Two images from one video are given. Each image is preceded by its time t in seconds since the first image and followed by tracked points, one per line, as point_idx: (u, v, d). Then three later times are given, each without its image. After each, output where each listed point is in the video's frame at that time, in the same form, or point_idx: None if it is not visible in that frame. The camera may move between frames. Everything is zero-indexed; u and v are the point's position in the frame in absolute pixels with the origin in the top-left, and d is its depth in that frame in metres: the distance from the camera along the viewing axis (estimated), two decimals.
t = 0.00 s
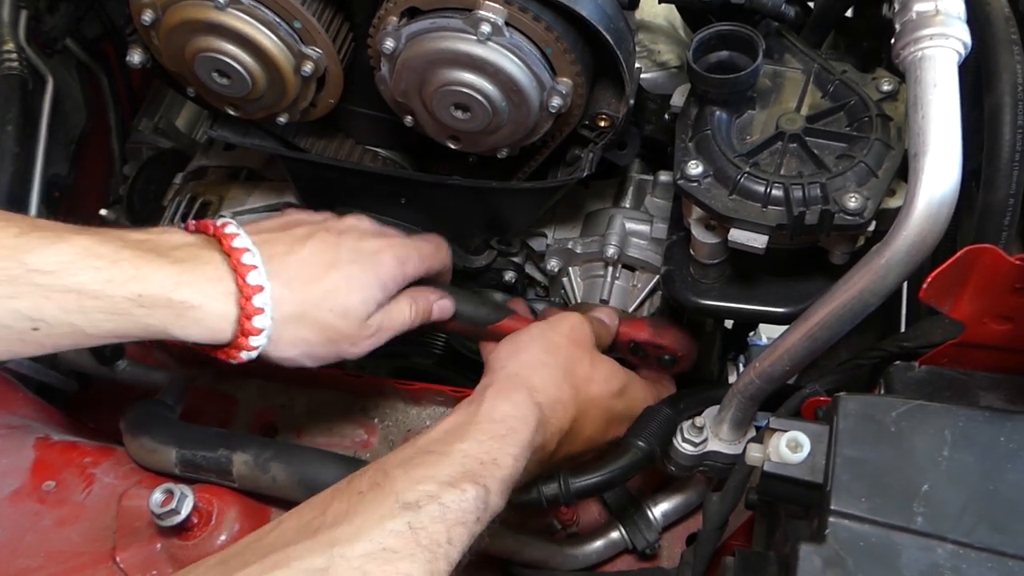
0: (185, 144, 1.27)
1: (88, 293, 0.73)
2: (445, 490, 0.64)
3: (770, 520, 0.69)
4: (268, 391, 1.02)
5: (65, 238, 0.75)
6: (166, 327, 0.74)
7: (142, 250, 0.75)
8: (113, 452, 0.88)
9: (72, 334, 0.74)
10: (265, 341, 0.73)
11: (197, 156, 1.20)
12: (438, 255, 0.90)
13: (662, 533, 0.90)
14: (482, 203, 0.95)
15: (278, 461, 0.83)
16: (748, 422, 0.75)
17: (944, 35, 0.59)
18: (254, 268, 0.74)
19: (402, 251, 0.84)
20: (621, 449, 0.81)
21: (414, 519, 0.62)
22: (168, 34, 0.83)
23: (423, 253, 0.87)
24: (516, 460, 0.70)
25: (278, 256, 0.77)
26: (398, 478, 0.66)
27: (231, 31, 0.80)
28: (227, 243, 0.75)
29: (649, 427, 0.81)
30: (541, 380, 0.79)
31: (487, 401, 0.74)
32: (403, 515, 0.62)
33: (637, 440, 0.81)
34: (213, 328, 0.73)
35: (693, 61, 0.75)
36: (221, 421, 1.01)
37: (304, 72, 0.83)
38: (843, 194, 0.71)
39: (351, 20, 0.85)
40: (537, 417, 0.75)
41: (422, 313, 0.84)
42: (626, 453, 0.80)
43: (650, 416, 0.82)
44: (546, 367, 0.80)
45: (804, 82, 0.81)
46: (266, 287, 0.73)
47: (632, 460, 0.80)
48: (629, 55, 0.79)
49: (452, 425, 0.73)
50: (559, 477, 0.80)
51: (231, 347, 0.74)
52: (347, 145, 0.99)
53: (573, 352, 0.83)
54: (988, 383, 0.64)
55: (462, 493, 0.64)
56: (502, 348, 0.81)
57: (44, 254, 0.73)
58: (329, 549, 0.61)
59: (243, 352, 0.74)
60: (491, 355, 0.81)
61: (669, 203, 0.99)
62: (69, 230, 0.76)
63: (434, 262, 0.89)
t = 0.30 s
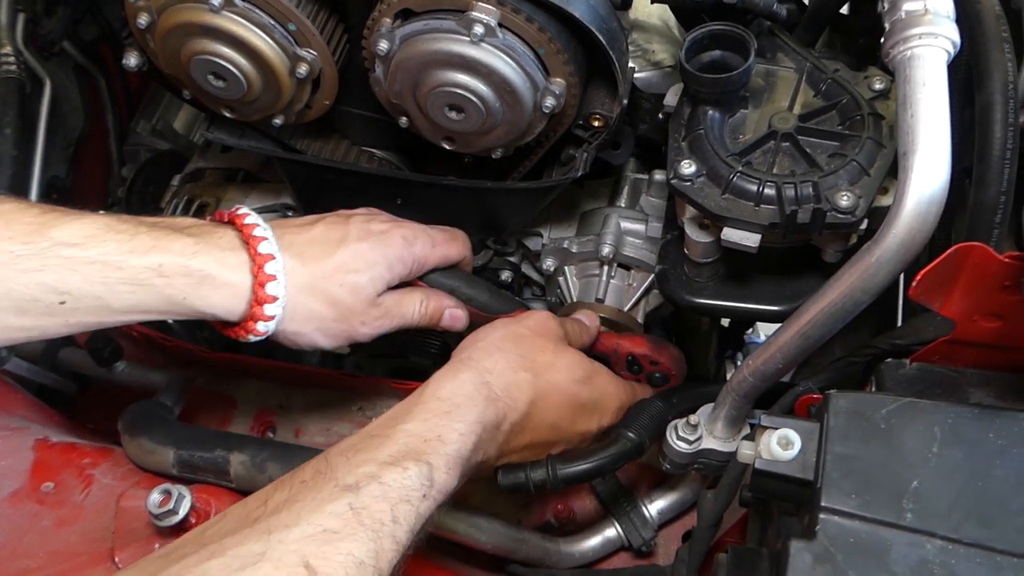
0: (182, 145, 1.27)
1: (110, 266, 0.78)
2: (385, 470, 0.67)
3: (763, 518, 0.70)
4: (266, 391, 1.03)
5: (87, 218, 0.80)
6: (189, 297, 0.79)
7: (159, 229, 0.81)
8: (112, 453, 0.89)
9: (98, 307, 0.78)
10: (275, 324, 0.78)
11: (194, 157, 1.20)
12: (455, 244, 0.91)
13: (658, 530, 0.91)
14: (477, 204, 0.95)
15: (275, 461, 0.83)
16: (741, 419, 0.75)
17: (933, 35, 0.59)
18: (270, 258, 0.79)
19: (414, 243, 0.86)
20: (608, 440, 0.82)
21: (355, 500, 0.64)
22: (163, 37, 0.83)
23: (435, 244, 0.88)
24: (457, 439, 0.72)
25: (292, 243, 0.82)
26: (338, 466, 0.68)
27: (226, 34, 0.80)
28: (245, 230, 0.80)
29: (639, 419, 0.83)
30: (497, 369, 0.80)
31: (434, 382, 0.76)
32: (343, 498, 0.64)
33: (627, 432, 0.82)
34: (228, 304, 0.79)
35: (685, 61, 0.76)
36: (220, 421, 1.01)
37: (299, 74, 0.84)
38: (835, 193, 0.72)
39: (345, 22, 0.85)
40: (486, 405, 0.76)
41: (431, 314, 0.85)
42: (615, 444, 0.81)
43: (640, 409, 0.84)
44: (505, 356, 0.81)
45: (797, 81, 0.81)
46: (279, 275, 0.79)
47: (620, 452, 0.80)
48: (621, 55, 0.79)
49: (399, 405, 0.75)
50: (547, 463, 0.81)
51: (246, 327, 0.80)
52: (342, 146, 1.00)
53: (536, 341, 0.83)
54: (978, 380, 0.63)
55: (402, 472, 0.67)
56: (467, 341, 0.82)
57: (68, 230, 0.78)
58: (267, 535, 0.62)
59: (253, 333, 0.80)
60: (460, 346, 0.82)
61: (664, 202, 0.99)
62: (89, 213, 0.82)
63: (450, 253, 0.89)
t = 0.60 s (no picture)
0: (180, 143, 1.28)
1: (151, 256, 0.78)
2: (344, 456, 0.66)
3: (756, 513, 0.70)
4: (263, 390, 1.04)
5: (132, 207, 0.80)
6: (216, 290, 0.80)
7: (197, 220, 0.82)
8: (108, 450, 0.89)
9: (135, 293, 0.79)
10: (290, 322, 0.81)
11: (191, 155, 1.20)
12: (470, 256, 0.93)
13: (655, 527, 0.91)
14: (472, 200, 0.95)
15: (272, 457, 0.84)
16: (737, 415, 0.75)
17: (926, 31, 0.59)
18: (296, 260, 0.80)
19: (430, 251, 0.87)
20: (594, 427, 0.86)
21: (314, 486, 0.63)
22: (159, 34, 0.83)
23: (450, 253, 0.90)
24: (421, 422, 0.71)
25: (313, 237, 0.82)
26: (302, 454, 0.66)
27: (222, 31, 0.80)
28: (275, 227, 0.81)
29: (626, 409, 0.86)
30: (455, 354, 0.79)
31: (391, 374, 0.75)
32: (303, 484, 0.63)
33: (612, 420, 0.86)
34: (252, 295, 0.80)
35: (680, 57, 0.76)
36: (216, 419, 1.01)
37: (295, 71, 0.84)
38: (830, 189, 0.72)
39: (341, 19, 0.85)
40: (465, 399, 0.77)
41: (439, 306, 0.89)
42: (600, 431, 0.85)
43: (629, 400, 0.88)
44: (462, 341, 0.81)
45: (792, 78, 0.81)
46: (302, 277, 0.80)
47: (604, 438, 0.84)
48: (617, 52, 0.79)
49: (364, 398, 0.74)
50: (529, 447, 0.85)
51: (262, 316, 0.82)
52: (339, 143, 1.00)
53: (486, 327, 0.84)
54: (971, 375, 0.64)
55: (362, 458, 0.66)
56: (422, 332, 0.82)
57: (116, 219, 0.78)
58: (224, 521, 0.61)
59: (268, 323, 0.82)
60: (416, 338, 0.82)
61: (660, 198, 0.99)
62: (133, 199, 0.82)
63: (463, 263, 0.92)
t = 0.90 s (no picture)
0: (179, 144, 1.26)
1: (148, 323, 0.80)
2: (377, 470, 0.68)
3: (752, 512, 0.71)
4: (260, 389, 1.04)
5: (133, 274, 0.81)
6: (208, 354, 0.81)
7: (192, 286, 0.83)
8: (107, 449, 0.89)
9: (128, 356, 0.80)
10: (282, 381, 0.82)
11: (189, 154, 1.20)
12: (455, 276, 0.93)
13: (652, 525, 0.92)
14: (469, 202, 0.96)
15: (270, 457, 0.84)
16: (733, 414, 0.76)
17: (918, 32, 0.59)
18: (283, 324, 0.81)
19: (412, 287, 0.87)
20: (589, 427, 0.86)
21: (346, 497, 0.65)
22: (157, 36, 0.84)
23: (434, 284, 0.90)
24: (447, 445, 0.74)
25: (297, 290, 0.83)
26: (331, 461, 0.68)
27: (219, 32, 0.80)
28: (260, 294, 0.81)
29: (621, 409, 0.87)
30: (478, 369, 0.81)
31: (426, 386, 0.77)
32: (336, 493, 0.65)
33: (606, 420, 0.86)
34: (244, 359, 0.82)
35: (675, 58, 0.76)
36: (213, 419, 1.02)
37: (291, 72, 0.84)
38: (824, 189, 0.72)
39: (338, 20, 0.85)
40: (466, 401, 0.78)
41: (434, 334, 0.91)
42: (594, 429, 0.85)
43: (626, 398, 0.88)
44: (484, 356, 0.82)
45: (787, 78, 0.81)
46: (289, 341, 0.81)
47: (597, 437, 0.84)
48: (612, 53, 0.79)
49: (389, 412, 0.75)
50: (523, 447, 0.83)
51: (258, 376, 0.83)
52: (336, 144, 1.00)
53: (513, 346, 0.86)
54: (964, 374, 0.64)
55: (393, 474, 0.68)
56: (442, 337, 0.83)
57: (118, 285, 0.80)
58: (262, 522, 0.62)
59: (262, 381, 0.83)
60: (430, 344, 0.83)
61: (657, 199, 1.00)
62: (133, 265, 0.83)
63: (449, 286, 0.91)
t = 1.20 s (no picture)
0: (180, 142, 1.24)
1: (165, 333, 0.79)
2: (387, 462, 0.66)
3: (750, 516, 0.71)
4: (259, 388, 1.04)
5: (153, 285, 0.81)
6: (222, 367, 0.81)
7: (208, 299, 0.83)
8: (106, 446, 0.89)
9: (143, 368, 0.80)
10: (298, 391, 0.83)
11: (190, 152, 1.20)
12: (457, 280, 0.94)
13: (650, 527, 0.92)
14: (469, 201, 0.96)
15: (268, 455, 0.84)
16: (732, 416, 0.76)
17: (921, 36, 0.60)
18: (297, 337, 0.81)
19: (420, 294, 0.88)
20: (591, 424, 0.85)
21: (358, 488, 0.63)
22: (159, 33, 0.84)
23: (440, 289, 0.91)
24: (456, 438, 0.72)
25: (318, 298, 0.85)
26: (342, 454, 0.68)
27: (222, 30, 0.80)
28: (273, 307, 0.82)
29: (621, 406, 0.86)
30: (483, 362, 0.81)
31: (436, 379, 0.77)
32: (347, 485, 0.64)
33: (607, 417, 0.85)
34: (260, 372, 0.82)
35: (678, 60, 0.76)
36: (212, 417, 1.02)
37: (294, 71, 0.84)
38: (825, 192, 0.72)
39: (340, 19, 0.85)
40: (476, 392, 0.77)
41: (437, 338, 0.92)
42: (595, 426, 0.84)
43: (626, 397, 0.88)
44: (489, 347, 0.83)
45: (789, 81, 0.81)
46: (305, 352, 0.81)
47: (598, 434, 0.83)
48: (615, 54, 0.79)
49: (398, 405, 0.75)
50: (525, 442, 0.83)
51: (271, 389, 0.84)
52: (338, 143, 1.00)
53: (517, 341, 0.86)
54: (965, 378, 0.64)
55: (403, 466, 0.66)
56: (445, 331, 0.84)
57: (136, 297, 0.80)
58: (274, 515, 0.61)
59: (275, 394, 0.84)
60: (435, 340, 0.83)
61: (657, 200, 1.00)
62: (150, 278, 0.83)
63: (453, 291, 0.93)
